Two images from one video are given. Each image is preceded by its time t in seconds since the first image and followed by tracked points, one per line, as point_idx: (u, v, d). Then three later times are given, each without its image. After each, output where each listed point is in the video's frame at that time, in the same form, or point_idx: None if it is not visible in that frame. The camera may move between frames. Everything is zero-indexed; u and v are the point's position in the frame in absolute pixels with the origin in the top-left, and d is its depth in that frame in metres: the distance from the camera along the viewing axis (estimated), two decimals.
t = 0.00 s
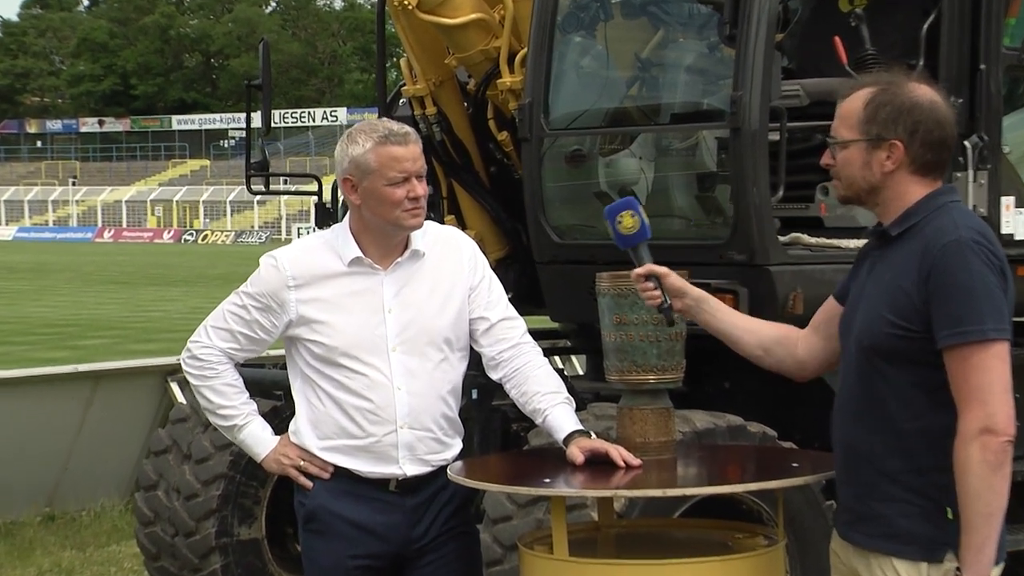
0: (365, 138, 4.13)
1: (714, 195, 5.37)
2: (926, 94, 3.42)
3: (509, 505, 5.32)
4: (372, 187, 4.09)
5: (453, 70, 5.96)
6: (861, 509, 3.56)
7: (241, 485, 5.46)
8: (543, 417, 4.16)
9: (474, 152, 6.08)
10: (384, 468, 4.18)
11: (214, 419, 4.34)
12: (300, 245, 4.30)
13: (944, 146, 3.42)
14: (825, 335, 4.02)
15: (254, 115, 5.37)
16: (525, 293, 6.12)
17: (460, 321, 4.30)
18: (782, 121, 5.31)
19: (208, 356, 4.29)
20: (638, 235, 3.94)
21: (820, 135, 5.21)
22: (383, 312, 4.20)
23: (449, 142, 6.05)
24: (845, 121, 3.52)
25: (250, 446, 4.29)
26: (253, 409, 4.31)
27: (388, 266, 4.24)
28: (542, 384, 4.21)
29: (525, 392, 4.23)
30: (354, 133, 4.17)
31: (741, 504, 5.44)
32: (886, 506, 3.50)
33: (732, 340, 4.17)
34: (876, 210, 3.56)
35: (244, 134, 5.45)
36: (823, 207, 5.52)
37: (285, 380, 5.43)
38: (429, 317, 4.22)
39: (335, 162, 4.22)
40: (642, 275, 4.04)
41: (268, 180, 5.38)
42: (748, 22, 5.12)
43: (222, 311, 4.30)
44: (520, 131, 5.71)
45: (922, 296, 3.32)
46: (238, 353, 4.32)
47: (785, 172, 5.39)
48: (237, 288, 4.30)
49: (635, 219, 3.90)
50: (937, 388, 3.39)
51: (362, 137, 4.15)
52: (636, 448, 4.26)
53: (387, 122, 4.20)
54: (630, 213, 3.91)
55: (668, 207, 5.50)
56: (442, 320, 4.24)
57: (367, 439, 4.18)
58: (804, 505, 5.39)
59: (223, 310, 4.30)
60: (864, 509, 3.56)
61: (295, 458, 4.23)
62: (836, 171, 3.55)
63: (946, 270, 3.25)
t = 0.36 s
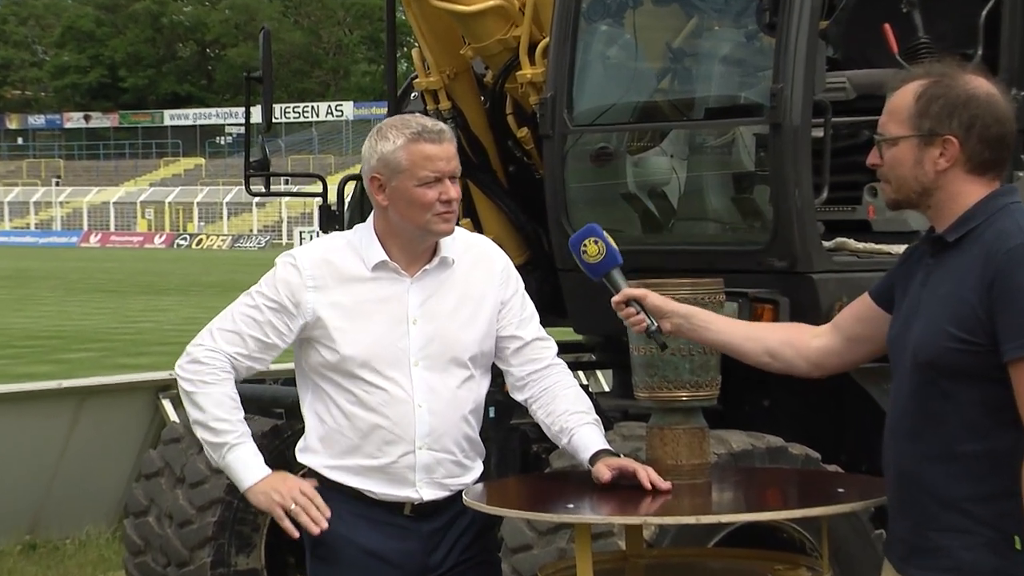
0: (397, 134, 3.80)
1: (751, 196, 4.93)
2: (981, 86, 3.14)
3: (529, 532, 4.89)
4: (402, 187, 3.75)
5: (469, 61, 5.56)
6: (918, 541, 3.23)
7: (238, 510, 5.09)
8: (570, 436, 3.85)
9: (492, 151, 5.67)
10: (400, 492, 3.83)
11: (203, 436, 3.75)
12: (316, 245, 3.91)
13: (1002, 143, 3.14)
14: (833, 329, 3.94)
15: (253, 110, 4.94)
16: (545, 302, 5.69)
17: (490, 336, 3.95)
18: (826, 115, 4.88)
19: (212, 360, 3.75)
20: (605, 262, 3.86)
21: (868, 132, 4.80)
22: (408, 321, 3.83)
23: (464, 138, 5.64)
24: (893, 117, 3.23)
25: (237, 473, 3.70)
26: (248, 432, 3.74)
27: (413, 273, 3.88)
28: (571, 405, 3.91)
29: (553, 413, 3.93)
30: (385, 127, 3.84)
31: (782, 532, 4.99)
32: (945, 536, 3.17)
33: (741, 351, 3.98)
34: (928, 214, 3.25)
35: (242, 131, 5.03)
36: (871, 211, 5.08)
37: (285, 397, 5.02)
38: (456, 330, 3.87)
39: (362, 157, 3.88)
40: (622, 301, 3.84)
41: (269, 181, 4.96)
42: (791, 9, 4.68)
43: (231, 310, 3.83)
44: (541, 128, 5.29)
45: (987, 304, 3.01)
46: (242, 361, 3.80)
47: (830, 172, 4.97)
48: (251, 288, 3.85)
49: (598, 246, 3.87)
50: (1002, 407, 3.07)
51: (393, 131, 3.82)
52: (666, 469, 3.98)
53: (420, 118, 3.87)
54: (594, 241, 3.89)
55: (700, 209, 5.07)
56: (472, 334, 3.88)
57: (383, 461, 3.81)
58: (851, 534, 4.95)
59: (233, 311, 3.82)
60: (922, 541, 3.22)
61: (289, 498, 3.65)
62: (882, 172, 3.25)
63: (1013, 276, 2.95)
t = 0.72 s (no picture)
0: (421, 122, 3.59)
1: (778, 192, 4.54)
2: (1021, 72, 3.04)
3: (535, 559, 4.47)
4: (423, 180, 3.57)
5: (470, 45, 5.17)
6: (965, 567, 3.03)
7: (216, 533, 4.85)
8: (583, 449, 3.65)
9: (495, 144, 5.28)
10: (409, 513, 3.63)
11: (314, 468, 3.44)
12: (333, 244, 3.72)
13: None
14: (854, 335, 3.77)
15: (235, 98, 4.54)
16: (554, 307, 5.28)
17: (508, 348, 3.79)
18: (859, 103, 4.49)
19: (285, 396, 3.49)
20: (606, 270, 3.63)
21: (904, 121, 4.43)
22: (426, 330, 3.67)
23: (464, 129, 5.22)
24: (926, 106, 3.13)
25: (366, 487, 3.37)
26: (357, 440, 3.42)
27: (432, 276, 3.72)
28: (584, 416, 3.72)
29: (565, 426, 3.74)
30: (409, 114, 3.63)
31: (810, 559, 4.57)
32: (994, 562, 2.98)
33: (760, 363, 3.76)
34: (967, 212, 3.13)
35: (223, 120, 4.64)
36: (908, 207, 4.67)
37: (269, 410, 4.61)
38: (475, 340, 3.72)
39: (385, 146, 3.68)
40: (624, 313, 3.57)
41: (252, 175, 4.56)
42: None
43: (272, 337, 3.59)
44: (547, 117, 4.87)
45: None
46: (311, 387, 3.54)
47: (862, 164, 4.57)
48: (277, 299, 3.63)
49: (597, 255, 3.64)
50: None
51: (417, 120, 3.62)
52: (687, 488, 3.65)
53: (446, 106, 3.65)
54: (592, 249, 3.66)
55: (721, 206, 4.67)
56: (491, 346, 3.73)
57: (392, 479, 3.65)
58: (886, 561, 4.53)
59: (276, 336, 3.58)
60: (969, 568, 3.03)
61: (427, 481, 3.33)
62: (918, 168, 3.14)
63: None
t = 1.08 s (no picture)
0: (444, 108, 3.29)
1: (800, 184, 4.18)
2: None
3: None
4: (445, 172, 3.27)
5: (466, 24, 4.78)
6: None
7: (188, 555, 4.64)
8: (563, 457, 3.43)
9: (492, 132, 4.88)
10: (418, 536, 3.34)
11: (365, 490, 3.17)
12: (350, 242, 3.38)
13: None
14: (884, 344, 3.43)
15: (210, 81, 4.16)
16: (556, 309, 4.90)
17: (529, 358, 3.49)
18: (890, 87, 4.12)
19: (324, 417, 3.19)
20: (613, 275, 3.34)
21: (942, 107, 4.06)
22: (449, 340, 3.36)
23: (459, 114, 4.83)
24: (965, 88, 2.88)
25: (426, 506, 3.13)
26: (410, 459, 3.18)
27: (455, 280, 3.41)
28: (581, 429, 3.47)
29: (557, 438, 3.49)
30: (433, 100, 3.32)
31: None
32: None
33: (778, 375, 3.43)
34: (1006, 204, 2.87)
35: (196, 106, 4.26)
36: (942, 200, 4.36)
37: (245, 421, 4.23)
38: (499, 351, 3.42)
39: (406, 134, 3.37)
40: (631, 321, 3.30)
41: (228, 165, 4.18)
42: None
43: (298, 346, 3.27)
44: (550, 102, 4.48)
45: None
46: (344, 403, 3.24)
47: (894, 152, 4.19)
48: (296, 302, 3.30)
49: (604, 258, 3.35)
50: None
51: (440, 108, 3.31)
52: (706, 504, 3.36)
53: (472, 92, 3.34)
54: (599, 251, 3.37)
55: (739, 200, 4.30)
56: (514, 356, 3.44)
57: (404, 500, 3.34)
58: None
59: (304, 345, 3.26)
60: None
61: (496, 501, 3.07)
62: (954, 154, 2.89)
63: None
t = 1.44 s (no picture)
0: (455, 97, 3.02)
1: (819, 177, 3.88)
2: None
3: None
4: (455, 166, 3.00)
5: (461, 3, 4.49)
6: None
7: None
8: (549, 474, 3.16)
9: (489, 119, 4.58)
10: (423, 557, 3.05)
11: (365, 515, 2.99)
12: (358, 240, 3.14)
13: None
14: (907, 353, 3.12)
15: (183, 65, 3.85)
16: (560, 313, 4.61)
17: (547, 368, 3.20)
18: (918, 72, 3.82)
19: (326, 434, 2.98)
20: (615, 284, 3.08)
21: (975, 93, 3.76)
22: (459, 348, 3.11)
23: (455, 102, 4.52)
24: (996, 72, 2.62)
25: (436, 532, 2.96)
26: (417, 483, 2.99)
27: (468, 282, 3.15)
28: (578, 447, 3.19)
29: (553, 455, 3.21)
30: (444, 88, 3.05)
31: None
32: None
33: (794, 389, 3.12)
34: None
35: (168, 92, 3.95)
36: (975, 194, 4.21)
37: (221, 433, 3.93)
38: (514, 361, 3.15)
39: (416, 124, 3.11)
40: (634, 334, 3.02)
41: (202, 156, 3.87)
42: None
43: (300, 355, 3.05)
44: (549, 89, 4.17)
45: None
46: (349, 418, 3.02)
47: (922, 143, 3.89)
48: (299, 306, 3.07)
49: (605, 265, 3.09)
50: None
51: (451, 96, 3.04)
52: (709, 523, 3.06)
53: (486, 80, 3.07)
54: (599, 258, 3.11)
55: (754, 193, 4.00)
56: (531, 365, 3.17)
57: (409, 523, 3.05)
58: None
59: (306, 355, 3.03)
60: None
61: (509, 526, 2.93)
62: (982, 144, 2.64)
63: None
